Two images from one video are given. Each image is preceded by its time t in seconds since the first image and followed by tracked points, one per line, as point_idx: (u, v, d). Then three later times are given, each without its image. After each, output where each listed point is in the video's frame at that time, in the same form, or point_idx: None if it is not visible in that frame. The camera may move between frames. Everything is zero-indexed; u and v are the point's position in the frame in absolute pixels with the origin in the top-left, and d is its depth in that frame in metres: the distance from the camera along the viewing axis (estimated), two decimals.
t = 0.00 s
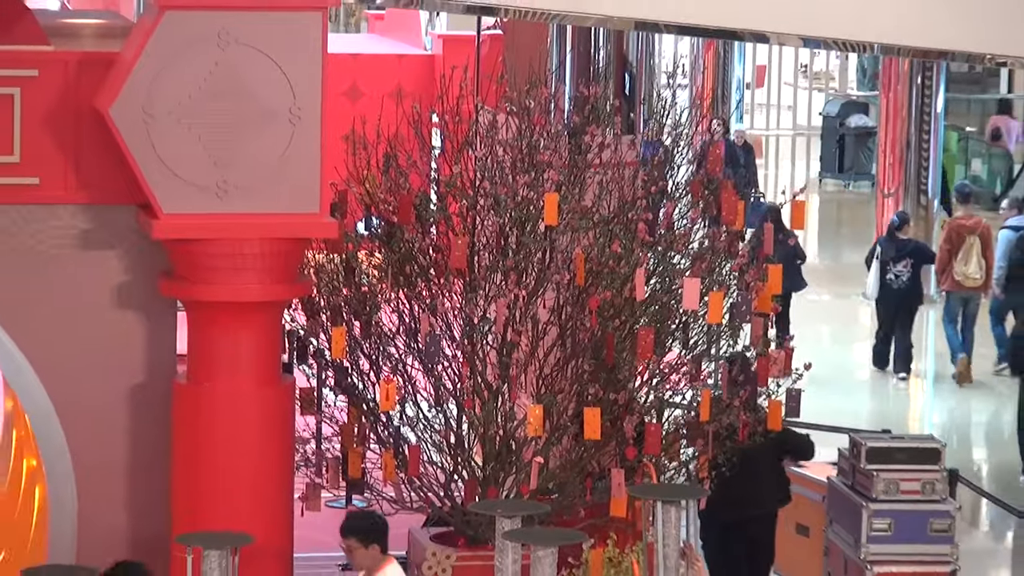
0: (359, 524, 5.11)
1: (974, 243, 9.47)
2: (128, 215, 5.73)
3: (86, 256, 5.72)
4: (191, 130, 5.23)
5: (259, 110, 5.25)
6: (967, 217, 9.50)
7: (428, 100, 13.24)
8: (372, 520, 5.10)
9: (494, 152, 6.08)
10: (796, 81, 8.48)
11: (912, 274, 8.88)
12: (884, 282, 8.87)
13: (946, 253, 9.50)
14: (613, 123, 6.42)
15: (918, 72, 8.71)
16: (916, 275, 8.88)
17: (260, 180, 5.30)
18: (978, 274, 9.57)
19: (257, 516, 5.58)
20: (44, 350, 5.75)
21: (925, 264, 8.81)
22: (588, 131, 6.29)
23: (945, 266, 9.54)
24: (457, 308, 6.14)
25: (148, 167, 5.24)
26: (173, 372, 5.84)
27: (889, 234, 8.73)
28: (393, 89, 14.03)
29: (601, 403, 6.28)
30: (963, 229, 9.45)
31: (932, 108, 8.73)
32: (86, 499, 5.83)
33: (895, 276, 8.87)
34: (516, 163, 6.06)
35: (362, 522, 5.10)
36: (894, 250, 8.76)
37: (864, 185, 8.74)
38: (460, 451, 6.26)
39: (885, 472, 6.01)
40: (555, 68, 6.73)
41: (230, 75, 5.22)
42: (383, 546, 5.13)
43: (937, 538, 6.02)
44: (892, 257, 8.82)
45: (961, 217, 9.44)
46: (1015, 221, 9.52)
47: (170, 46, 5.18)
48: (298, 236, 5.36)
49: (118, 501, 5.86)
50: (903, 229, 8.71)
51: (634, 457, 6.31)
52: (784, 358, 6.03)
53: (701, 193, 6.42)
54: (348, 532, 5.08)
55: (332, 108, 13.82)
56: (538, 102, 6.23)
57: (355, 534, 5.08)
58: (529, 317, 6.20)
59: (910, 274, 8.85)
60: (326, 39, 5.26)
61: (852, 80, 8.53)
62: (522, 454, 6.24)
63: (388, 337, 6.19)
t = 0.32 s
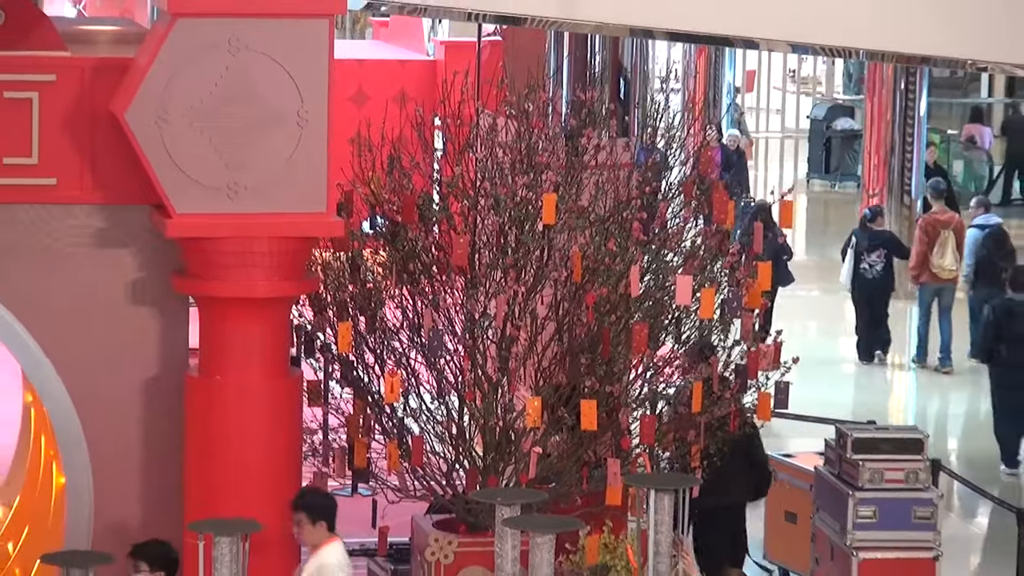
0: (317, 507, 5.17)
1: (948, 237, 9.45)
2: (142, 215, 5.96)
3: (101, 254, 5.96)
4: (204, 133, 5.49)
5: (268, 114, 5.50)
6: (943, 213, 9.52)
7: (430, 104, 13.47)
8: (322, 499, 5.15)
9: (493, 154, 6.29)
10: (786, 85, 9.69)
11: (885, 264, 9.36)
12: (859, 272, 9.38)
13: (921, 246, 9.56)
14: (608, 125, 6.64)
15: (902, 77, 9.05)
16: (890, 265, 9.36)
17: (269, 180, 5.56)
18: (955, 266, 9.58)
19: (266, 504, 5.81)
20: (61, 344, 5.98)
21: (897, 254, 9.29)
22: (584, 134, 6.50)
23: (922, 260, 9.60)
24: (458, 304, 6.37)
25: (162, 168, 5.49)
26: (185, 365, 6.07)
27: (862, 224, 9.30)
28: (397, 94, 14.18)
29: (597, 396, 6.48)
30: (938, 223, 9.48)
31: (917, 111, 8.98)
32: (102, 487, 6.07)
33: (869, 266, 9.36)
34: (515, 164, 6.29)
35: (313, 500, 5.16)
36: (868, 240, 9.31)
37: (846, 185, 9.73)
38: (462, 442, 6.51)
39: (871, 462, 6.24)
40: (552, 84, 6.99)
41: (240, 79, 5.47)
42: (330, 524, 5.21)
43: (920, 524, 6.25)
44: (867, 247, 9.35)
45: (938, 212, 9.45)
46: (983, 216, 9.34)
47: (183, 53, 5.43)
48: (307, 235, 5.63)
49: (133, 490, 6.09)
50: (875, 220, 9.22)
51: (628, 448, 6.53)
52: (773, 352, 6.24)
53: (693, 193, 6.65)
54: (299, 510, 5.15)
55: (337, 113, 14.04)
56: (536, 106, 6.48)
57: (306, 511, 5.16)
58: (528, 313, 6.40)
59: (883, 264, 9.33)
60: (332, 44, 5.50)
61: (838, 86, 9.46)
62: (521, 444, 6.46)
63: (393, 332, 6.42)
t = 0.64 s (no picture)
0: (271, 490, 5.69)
1: (920, 232, 10.08)
2: (156, 213, 6.20)
3: (117, 251, 6.20)
4: (215, 134, 5.73)
5: (277, 115, 5.74)
6: (915, 207, 10.12)
7: (434, 108, 13.70)
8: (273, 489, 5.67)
9: (494, 155, 6.54)
10: (774, 89, 9.82)
11: (866, 259, 9.90)
12: (842, 266, 9.90)
13: (892, 240, 10.16)
14: (604, 128, 6.87)
15: (888, 78, 9.60)
16: (870, 262, 9.90)
17: (278, 179, 5.80)
18: (924, 260, 10.19)
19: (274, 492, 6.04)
20: (77, 338, 6.22)
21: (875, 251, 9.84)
22: (582, 135, 6.75)
23: (894, 253, 10.19)
24: (461, 298, 6.60)
25: (175, 168, 5.74)
26: (197, 357, 6.31)
27: (841, 222, 9.87)
28: (402, 98, 14.37)
29: (594, 387, 6.74)
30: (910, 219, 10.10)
31: (898, 109, 9.68)
32: (118, 475, 6.32)
33: (851, 261, 9.88)
34: (514, 164, 6.52)
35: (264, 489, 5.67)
36: (847, 236, 9.84)
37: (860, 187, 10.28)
38: (464, 431, 6.73)
39: (857, 451, 6.49)
40: (549, 87, 7.23)
41: (250, 83, 5.71)
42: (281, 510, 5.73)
43: (904, 511, 6.50)
44: (847, 243, 9.88)
45: (910, 207, 10.06)
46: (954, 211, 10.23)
47: (195, 57, 5.67)
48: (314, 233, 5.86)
49: (147, 477, 6.34)
50: (854, 219, 9.78)
51: (624, 438, 6.74)
52: (764, 346, 6.42)
53: (686, 192, 6.93)
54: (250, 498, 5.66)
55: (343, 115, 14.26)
56: (535, 108, 6.71)
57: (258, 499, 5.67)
58: (527, 307, 6.64)
59: (864, 259, 9.86)
60: (338, 49, 5.74)
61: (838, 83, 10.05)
62: (521, 434, 6.67)
63: (397, 326, 6.65)
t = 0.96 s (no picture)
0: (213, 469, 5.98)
1: (898, 227, 10.88)
2: (170, 211, 6.45)
3: (133, 247, 6.44)
4: (227, 135, 5.98)
5: (286, 117, 5.98)
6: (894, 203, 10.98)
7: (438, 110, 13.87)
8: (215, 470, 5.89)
9: (496, 154, 6.80)
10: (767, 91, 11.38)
11: (847, 249, 10.76)
12: (825, 254, 10.83)
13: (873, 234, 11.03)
14: (601, 129, 7.14)
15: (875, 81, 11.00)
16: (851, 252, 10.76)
17: (287, 179, 6.04)
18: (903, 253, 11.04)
19: (282, 478, 6.30)
20: (94, 332, 6.47)
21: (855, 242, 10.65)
22: (580, 136, 7.00)
23: (875, 245, 11.08)
24: (464, 293, 6.84)
25: (188, 167, 5.98)
26: (210, 349, 6.56)
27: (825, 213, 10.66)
28: (407, 99, 14.54)
29: (593, 378, 6.98)
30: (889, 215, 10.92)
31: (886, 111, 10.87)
32: (134, 464, 6.57)
33: (832, 251, 10.78)
34: (516, 164, 6.78)
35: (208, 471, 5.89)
36: (829, 227, 10.67)
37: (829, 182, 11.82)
38: (467, 421, 6.96)
39: (846, 439, 6.73)
40: (549, 91, 7.51)
41: (261, 86, 5.95)
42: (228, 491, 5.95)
43: (891, 497, 6.75)
44: (829, 234, 10.75)
45: (889, 203, 10.92)
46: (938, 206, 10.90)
47: (208, 60, 5.92)
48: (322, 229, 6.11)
49: (162, 464, 6.59)
50: (835, 210, 10.54)
51: (621, 427, 6.99)
52: (756, 338, 6.64)
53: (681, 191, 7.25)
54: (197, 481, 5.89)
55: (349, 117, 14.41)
56: (536, 109, 6.95)
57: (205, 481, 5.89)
58: (528, 302, 6.86)
59: (844, 248, 10.73)
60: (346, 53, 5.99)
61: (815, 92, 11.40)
62: (522, 423, 6.92)
63: (403, 319, 6.91)
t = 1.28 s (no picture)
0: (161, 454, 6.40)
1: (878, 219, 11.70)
2: (184, 207, 6.70)
3: (148, 242, 6.70)
4: (239, 136, 6.23)
5: (295, 118, 6.24)
6: (876, 196, 11.73)
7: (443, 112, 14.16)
8: (170, 455, 6.38)
9: (497, 154, 7.03)
10: (762, 93, 12.27)
11: (826, 243, 11.61)
12: (804, 249, 11.69)
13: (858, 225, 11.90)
14: (599, 130, 7.42)
15: (860, 81, 12.00)
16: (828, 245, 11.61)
17: (296, 177, 6.29)
18: (884, 243, 12.01)
19: (292, 466, 6.56)
20: (111, 323, 6.73)
21: (833, 235, 11.46)
22: (579, 136, 7.26)
23: (858, 237, 12.01)
24: (467, 287, 7.09)
25: (201, 166, 6.23)
26: (222, 341, 6.82)
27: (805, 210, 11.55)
28: (413, 101, 14.82)
29: (592, 370, 7.19)
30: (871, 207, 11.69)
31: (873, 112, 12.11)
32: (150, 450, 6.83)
33: (813, 244, 11.65)
34: (517, 163, 7.03)
35: (163, 455, 6.38)
36: (808, 223, 11.55)
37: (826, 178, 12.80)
38: (471, 410, 7.20)
39: (835, 428, 7.12)
40: (549, 93, 7.80)
41: (271, 88, 6.21)
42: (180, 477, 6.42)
43: (878, 484, 7.14)
44: (810, 229, 11.58)
45: (870, 196, 11.69)
46: (918, 199, 11.40)
47: (220, 63, 6.17)
48: (331, 226, 6.35)
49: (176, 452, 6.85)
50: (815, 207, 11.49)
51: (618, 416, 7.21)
52: (748, 330, 6.87)
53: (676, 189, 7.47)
54: (153, 465, 6.37)
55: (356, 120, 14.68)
56: (536, 110, 7.21)
57: (160, 466, 6.38)
58: (528, 296, 7.12)
59: (823, 243, 11.61)
60: (352, 56, 6.25)
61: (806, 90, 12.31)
62: (523, 413, 7.11)
63: (408, 312, 7.16)
